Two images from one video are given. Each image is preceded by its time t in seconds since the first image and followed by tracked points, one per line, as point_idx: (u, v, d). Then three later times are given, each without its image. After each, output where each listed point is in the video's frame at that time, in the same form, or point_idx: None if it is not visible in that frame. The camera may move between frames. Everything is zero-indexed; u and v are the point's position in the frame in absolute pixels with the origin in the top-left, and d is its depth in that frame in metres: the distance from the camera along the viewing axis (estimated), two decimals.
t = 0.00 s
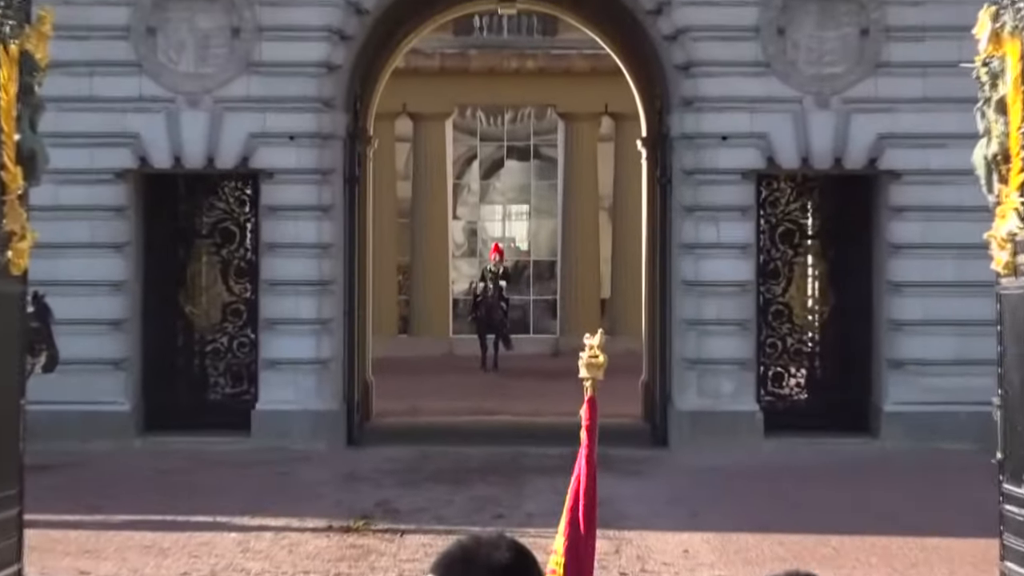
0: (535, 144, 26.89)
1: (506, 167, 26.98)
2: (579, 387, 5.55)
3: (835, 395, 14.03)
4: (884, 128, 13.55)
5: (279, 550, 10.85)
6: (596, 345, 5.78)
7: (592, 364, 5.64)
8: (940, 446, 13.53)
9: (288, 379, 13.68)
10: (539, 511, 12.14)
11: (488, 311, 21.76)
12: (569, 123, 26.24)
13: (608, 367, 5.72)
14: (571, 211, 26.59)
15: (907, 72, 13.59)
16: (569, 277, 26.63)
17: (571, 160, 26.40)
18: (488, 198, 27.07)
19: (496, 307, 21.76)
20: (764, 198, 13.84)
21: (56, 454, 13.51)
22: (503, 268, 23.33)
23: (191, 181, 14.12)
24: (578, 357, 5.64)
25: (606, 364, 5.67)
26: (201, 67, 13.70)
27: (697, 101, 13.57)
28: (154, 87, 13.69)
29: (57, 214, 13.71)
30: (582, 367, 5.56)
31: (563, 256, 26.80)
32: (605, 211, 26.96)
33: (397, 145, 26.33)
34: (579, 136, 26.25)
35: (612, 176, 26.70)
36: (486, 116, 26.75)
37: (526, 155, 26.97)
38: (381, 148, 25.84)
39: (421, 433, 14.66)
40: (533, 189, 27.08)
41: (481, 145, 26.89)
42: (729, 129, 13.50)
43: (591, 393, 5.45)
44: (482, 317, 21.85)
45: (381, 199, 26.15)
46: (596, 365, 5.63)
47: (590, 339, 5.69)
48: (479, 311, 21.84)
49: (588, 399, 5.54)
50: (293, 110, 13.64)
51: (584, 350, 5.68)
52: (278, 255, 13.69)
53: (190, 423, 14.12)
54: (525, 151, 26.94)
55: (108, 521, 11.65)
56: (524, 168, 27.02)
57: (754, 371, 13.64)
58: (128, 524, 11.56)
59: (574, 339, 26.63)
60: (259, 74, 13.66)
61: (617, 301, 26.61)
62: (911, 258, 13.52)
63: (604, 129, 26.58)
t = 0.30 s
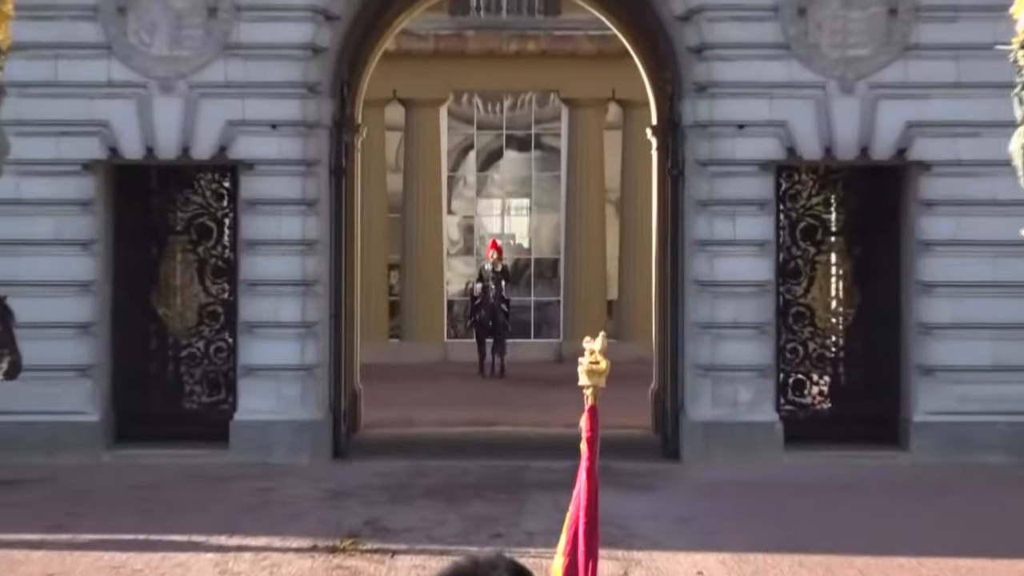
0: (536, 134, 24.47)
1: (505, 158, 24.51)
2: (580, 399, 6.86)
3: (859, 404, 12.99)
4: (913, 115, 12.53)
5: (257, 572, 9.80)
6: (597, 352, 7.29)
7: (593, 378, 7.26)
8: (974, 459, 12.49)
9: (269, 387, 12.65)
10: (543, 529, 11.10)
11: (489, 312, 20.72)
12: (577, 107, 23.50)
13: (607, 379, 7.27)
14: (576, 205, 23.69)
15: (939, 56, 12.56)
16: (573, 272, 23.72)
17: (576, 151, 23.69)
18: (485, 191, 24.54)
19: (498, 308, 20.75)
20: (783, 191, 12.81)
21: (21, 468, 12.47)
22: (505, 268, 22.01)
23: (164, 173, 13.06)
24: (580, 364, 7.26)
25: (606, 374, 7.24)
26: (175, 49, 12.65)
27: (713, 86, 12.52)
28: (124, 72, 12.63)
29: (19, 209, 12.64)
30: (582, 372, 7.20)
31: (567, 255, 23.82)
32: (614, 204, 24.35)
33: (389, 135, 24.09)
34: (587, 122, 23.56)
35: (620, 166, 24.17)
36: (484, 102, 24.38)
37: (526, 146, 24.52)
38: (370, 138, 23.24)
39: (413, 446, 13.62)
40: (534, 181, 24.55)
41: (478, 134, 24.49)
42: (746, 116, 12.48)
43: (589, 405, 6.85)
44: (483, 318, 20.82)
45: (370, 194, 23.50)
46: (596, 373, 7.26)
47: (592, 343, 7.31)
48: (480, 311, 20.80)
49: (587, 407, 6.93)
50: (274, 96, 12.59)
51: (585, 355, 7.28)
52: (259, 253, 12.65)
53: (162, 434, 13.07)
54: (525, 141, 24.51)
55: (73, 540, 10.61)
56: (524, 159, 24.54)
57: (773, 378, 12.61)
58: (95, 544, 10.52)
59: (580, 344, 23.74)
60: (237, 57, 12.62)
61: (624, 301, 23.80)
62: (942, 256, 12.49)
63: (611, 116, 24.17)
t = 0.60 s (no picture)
0: (537, 122, 22.50)
1: (503, 147, 22.52)
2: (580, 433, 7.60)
3: (886, 414, 12.03)
4: (946, 101, 11.57)
5: None
6: (599, 358, 7.43)
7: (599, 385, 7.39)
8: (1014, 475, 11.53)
9: (249, 396, 11.70)
10: (547, 549, 10.11)
11: (495, 315, 19.52)
12: (579, 93, 22.09)
13: (608, 386, 7.49)
14: (579, 201, 22.13)
15: (973, 38, 11.60)
16: (577, 270, 22.10)
17: (580, 143, 22.14)
18: (482, 184, 22.50)
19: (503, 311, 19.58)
20: (805, 184, 11.87)
21: None
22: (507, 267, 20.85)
23: (135, 164, 12.08)
24: (581, 370, 7.46)
25: (606, 381, 7.45)
26: (148, 30, 11.67)
27: (729, 70, 11.56)
28: (90, 57, 11.66)
29: None
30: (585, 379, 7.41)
31: (570, 255, 22.24)
32: (621, 198, 22.52)
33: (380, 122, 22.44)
34: (593, 110, 22.05)
35: (629, 157, 22.37)
36: (481, 87, 22.41)
37: (526, 135, 22.56)
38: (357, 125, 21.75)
39: (405, 460, 12.63)
40: (536, 173, 22.56)
41: (475, 122, 22.51)
42: (765, 102, 11.51)
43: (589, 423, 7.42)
44: (488, 322, 19.62)
45: (359, 188, 22.09)
46: (598, 379, 7.44)
47: (594, 348, 7.44)
48: (485, 315, 19.59)
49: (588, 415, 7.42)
50: (254, 81, 11.63)
51: (588, 359, 7.46)
52: (238, 249, 11.70)
53: (132, 446, 12.11)
54: (525, 129, 22.53)
55: (33, 561, 9.61)
56: (524, 148, 22.57)
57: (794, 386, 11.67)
58: (56, 564, 9.53)
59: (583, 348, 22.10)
60: (214, 39, 11.65)
61: (634, 302, 22.09)
62: (977, 254, 11.55)
63: (619, 101, 22.44)
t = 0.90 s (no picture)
0: (540, 110, 21.63)
1: (503, 137, 21.66)
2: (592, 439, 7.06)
3: (911, 424, 11.27)
4: (976, 89, 10.81)
5: None
6: (614, 362, 6.82)
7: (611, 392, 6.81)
8: None
9: (230, 405, 10.93)
10: (551, 568, 9.33)
11: (504, 318, 18.62)
12: (580, 80, 21.27)
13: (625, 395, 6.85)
14: (584, 197, 21.18)
15: (1006, 19, 10.83)
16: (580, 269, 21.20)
17: (585, 128, 21.27)
18: (481, 176, 21.65)
19: (511, 314, 18.70)
20: (825, 177, 11.16)
21: None
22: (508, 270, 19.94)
23: (109, 155, 11.31)
24: (593, 377, 6.90)
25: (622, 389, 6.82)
26: (122, 13, 10.91)
27: (743, 55, 10.80)
28: (60, 41, 10.90)
29: None
30: (598, 387, 6.85)
31: (574, 254, 21.30)
32: (627, 191, 21.65)
33: (372, 112, 21.67)
34: (599, 96, 21.21)
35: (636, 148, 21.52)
36: (479, 73, 21.56)
37: (527, 125, 21.68)
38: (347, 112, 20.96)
39: (397, 473, 11.86)
40: (538, 166, 21.67)
41: (473, 110, 21.63)
42: (783, 90, 10.75)
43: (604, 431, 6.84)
44: (495, 325, 18.70)
45: (349, 176, 21.20)
46: (614, 386, 6.84)
47: (607, 352, 6.86)
48: (493, 319, 18.68)
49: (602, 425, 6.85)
50: (236, 68, 10.87)
51: (600, 365, 6.89)
52: (217, 246, 10.95)
53: (105, 457, 11.34)
54: (526, 118, 21.65)
55: None
56: (524, 139, 21.67)
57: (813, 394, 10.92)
58: None
59: (588, 354, 21.26)
60: (193, 23, 10.88)
61: (642, 310, 21.16)
62: (1009, 252, 10.77)
63: (626, 88, 21.55)
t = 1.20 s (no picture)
0: (541, 97, 20.16)
1: (502, 125, 20.16)
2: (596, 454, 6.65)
3: (942, 435, 10.49)
4: (1011, 73, 10.01)
5: None
6: (619, 368, 6.54)
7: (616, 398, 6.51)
8: None
9: (207, 414, 10.12)
10: None
11: (509, 319, 17.50)
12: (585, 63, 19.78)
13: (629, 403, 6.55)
14: (587, 189, 19.76)
15: None
16: (585, 266, 19.81)
17: (590, 116, 19.76)
18: (477, 168, 20.16)
19: (515, 314, 17.56)
20: (849, 169, 10.38)
21: None
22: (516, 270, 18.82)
23: (77, 145, 10.50)
24: (597, 384, 6.55)
25: (627, 397, 6.53)
26: None
27: (761, 37, 9.99)
28: (23, 21, 10.09)
29: None
30: (601, 395, 6.50)
31: (578, 251, 19.88)
32: (636, 184, 20.29)
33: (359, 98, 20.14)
34: (605, 81, 19.74)
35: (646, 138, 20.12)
36: (474, 57, 20.10)
37: (528, 112, 20.18)
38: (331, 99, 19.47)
39: (388, 488, 11.03)
40: (539, 156, 20.20)
41: (469, 97, 20.16)
42: (803, 75, 9.96)
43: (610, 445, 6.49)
44: (499, 326, 17.57)
45: (337, 167, 19.70)
46: (619, 394, 6.52)
47: (613, 358, 6.57)
48: (497, 320, 17.54)
49: (607, 436, 6.52)
50: (214, 50, 10.08)
51: (605, 371, 6.57)
52: (193, 243, 10.14)
53: (74, 470, 10.55)
54: (527, 106, 20.17)
55: None
56: (525, 127, 20.19)
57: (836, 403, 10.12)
58: None
59: (592, 359, 19.81)
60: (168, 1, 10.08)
61: (650, 313, 19.73)
62: None
63: (635, 73, 20.18)
